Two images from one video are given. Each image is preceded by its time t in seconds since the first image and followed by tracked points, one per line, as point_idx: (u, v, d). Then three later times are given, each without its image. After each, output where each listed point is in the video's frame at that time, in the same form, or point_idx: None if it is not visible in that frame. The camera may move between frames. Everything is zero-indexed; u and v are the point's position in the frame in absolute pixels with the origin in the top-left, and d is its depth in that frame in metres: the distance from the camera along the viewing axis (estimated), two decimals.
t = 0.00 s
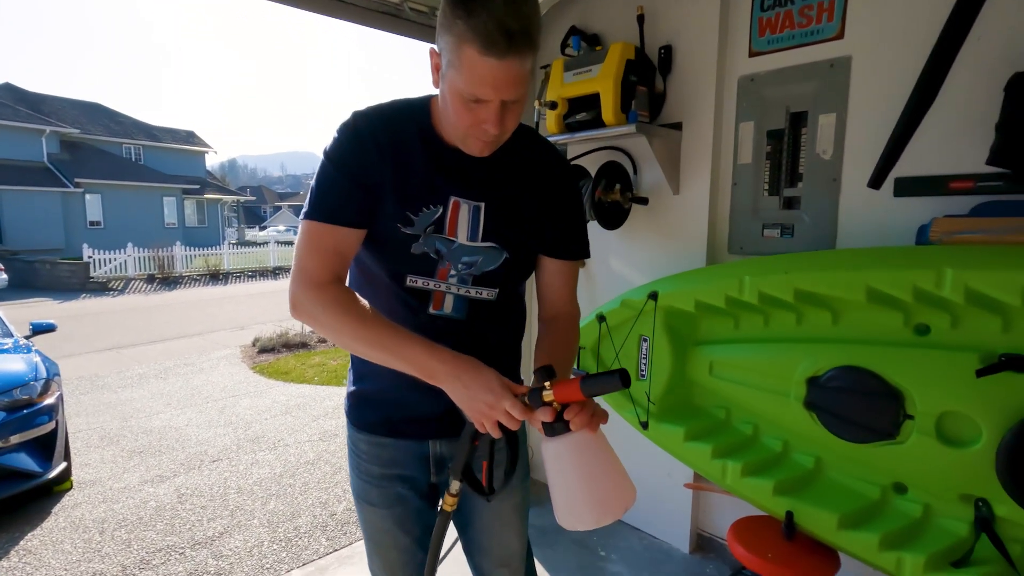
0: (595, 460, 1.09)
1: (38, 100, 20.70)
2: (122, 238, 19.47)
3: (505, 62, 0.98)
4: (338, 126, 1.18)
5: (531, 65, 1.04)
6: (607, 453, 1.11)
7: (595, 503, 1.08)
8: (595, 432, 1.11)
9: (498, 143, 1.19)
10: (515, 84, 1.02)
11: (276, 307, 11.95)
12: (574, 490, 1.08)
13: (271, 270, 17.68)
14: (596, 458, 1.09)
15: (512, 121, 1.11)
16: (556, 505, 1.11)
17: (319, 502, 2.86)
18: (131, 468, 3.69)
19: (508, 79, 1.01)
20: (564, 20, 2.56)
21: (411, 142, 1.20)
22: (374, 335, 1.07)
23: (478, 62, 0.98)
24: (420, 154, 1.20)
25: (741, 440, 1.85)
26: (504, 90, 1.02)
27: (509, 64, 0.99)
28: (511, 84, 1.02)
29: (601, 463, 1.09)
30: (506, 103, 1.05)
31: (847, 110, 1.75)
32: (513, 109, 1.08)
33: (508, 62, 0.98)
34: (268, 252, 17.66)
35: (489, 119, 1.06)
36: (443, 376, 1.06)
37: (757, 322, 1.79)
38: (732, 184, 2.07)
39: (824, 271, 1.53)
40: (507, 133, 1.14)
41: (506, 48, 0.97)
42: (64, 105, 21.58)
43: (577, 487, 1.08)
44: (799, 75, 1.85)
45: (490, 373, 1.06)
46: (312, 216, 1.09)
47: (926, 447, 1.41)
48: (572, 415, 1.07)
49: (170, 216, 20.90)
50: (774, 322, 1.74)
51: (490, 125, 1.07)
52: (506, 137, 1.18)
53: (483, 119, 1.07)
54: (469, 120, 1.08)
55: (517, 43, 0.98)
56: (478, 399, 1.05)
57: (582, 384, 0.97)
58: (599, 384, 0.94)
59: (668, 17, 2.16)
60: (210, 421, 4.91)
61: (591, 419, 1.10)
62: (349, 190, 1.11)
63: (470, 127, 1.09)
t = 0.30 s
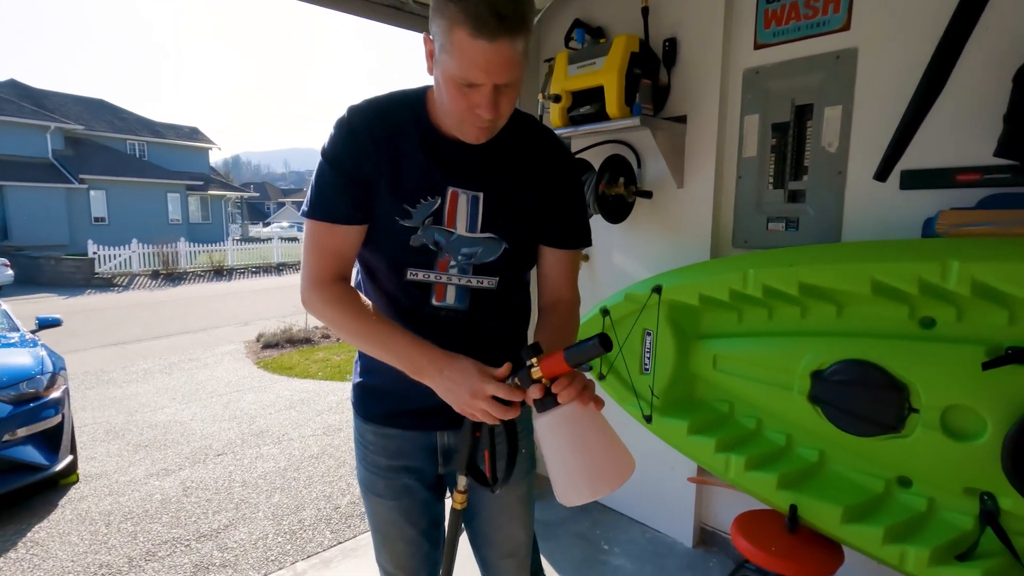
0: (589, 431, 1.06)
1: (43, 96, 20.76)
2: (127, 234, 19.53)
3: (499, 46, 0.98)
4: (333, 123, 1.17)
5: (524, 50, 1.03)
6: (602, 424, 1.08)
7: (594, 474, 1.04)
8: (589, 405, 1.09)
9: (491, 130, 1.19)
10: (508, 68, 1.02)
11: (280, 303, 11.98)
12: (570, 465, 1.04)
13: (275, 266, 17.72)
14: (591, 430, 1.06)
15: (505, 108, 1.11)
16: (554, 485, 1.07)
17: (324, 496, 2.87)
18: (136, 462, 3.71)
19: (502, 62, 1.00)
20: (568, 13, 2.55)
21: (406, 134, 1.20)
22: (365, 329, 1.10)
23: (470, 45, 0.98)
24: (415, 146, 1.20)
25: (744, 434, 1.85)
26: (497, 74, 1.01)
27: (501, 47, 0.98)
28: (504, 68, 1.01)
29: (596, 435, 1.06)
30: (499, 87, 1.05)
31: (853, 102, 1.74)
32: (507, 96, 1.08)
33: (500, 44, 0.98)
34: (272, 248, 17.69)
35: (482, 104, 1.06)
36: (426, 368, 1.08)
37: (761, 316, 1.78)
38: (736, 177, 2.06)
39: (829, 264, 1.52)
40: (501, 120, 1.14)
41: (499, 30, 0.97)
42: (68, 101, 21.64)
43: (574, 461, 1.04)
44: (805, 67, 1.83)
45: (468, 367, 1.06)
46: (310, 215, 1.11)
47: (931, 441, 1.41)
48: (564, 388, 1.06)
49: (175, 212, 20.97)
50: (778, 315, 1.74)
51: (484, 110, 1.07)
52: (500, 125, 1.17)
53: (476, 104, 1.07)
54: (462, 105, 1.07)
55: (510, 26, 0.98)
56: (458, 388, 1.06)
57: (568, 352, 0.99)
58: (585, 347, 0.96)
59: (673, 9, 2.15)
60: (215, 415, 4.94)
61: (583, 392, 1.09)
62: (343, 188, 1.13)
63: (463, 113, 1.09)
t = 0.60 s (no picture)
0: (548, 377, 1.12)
1: (65, 95, 21.14)
2: (147, 231, 19.85)
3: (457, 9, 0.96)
4: (338, 136, 1.26)
5: (495, 15, 1.01)
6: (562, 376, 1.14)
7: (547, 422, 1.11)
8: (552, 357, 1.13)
9: (482, 111, 1.15)
10: (477, 34, 0.99)
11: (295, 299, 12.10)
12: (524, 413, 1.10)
13: (290, 262, 17.90)
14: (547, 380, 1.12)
15: (485, 80, 1.07)
16: (495, 420, 1.15)
17: (339, 490, 2.90)
18: (156, 454, 3.78)
19: (468, 27, 0.98)
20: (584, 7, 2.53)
21: (400, 132, 1.23)
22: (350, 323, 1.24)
23: (432, 11, 0.97)
24: (413, 142, 1.21)
25: (762, 432, 1.83)
26: (462, 40, 0.99)
27: (463, 10, 0.96)
28: (471, 33, 0.99)
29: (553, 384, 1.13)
30: (471, 56, 1.02)
31: (876, 96, 1.71)
32: (482, 66, 1.04)
33: (463, 7, 0.96)
34: (287, 244, 17.88)
35: (454, 75, 1.03)
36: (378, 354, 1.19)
37: (780, 313, 1.76)
38: (755, 172, 2.03)
39: (851, 259, 1.49)
40: (485, 95, 1.10)
41: None
42: (90, 100, 22.02)
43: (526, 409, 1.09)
44: (826, 60, 1.80)
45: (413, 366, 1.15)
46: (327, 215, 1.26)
47: (956, 441, 1.38)
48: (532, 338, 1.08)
49: (193, 208, 21.26)
50: (796, 313, 1.72)
51: (458, 81, 1.04)
52: (488, 104, 1.14)
53: (450, 77, 1.04)
54: (439, 80, 1.06)
55: None
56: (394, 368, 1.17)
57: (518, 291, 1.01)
58: (534, 282, 0.98)
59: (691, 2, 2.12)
60: (232, 409, 5.00)
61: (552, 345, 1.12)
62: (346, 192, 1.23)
63: (442, 89, 1.07)
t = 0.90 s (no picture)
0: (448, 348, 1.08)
1: (103, 96, 21.82)
2: (179, 228, 20.40)
3: None
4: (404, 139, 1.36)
5: None
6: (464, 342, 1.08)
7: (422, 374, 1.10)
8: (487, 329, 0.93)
9: (507, 96, 1.12)
10: (483, 8, 0.99)
11: (322, 295, 12.30)
12: (409, 353, 1.11)
13: (317, 259, 18.20)
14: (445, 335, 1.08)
15: (500, 59, 1.05)
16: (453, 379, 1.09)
17: (366, 485, 2.93)
18: (189, 446, 3.87)
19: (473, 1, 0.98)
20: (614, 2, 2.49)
21: (440, 126, 1.27)
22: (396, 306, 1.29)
23: None
24: (447, 134, 1.24)
25: (798, 437, 1.78)
26: (469, 14, 1.00)
27: None
28: (480, 8, 0.99)
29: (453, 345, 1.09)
30: (482, 32, 1.02)
31: (922, 89, 1.64)
32: (495, 43, 1.03)
33: None
34: (314, 242, 18.19)
35: (467, 53, 1.04)
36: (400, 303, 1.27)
37: (818, 315, 1.71)
38: (790, 169, 1.98)
39: (893, 260, 1.44)
40: (503, 75, 1.07)
41: None
42: (126, 101, 22.69)
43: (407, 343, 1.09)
44: (867, 53, 1.74)
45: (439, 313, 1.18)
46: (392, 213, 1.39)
47: (1007, 450, 1.32)
48: (441, 297, 0.88)
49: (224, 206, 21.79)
50: (835, 314, 1.67)
51: (470, 59, 1.04)
52: (512, 88, 1.11)
53: (465, 56, 1.05)
54: (457, 61, 1.07)
55: None
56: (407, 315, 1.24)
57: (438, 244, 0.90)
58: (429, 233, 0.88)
59: None
60: (261, 403, 5.11)
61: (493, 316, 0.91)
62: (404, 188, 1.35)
63: (459, 70, 1.08)
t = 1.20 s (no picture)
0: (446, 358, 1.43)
1: (136, 99, 22.44)
2: (208, 228, 20.87)
3: None
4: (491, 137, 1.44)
5: None
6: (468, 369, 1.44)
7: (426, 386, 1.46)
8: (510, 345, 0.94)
9: (570, 99, 1.13)
10: (539, 15, 1.02)
11: (346, 294, 12.45)
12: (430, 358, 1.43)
13: (341, 258, 18.44)
14: (452, 361, 1.44)
15: (557, 63, 1.07)
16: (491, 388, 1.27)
17: (394, 484, 2.96)
18: (222, 441, 3.97)
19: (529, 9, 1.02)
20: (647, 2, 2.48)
21: (517, 128, 1.31)
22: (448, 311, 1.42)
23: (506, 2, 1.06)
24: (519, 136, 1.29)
25: (838, 444, 1.74)
26: (526, 21, 1.03)
27: None
28: (537, 14, 1.02)
29: (455, 369, 1.45)
30: (540, 38, 1.04)
31: (971, 88, 1.59)
32: (552, 48, 1.05)
33: None
34: (338, 241, 18.44)
35: (524, 58, 1.07)
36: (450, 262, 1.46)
37: (859, 320, 1.67)
38: (829, 170, 1.94)
39: (940, 264, 1.40)
40: (561, 79, 1.09)
41: None
42: (157, 103, 23.31)
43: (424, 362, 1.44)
44: (912, 50, 1.69)
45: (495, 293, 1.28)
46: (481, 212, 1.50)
47: None
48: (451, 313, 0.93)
49: (250, 206, 22.20)
50: (877, 319, 1.62)
51: (526, 64, 1.07)
52: (575, 93, 1.12)
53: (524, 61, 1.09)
54: (519, 66, 1.11)
55: None
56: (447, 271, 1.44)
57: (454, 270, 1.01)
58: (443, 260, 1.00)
59: None
60: (290, 400, 5.20)
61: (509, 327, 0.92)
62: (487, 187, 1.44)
63: (522, 76, 1.11)
